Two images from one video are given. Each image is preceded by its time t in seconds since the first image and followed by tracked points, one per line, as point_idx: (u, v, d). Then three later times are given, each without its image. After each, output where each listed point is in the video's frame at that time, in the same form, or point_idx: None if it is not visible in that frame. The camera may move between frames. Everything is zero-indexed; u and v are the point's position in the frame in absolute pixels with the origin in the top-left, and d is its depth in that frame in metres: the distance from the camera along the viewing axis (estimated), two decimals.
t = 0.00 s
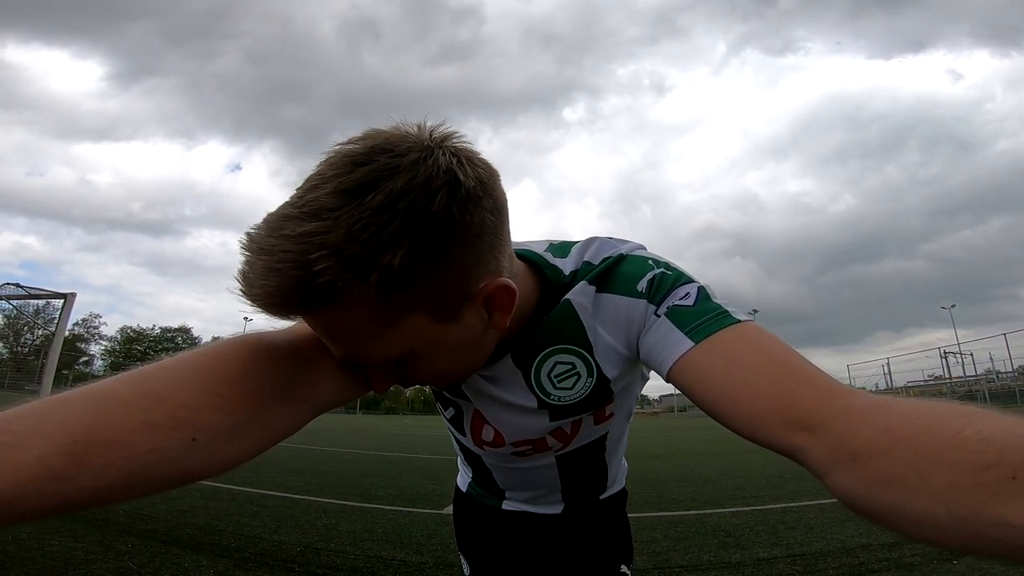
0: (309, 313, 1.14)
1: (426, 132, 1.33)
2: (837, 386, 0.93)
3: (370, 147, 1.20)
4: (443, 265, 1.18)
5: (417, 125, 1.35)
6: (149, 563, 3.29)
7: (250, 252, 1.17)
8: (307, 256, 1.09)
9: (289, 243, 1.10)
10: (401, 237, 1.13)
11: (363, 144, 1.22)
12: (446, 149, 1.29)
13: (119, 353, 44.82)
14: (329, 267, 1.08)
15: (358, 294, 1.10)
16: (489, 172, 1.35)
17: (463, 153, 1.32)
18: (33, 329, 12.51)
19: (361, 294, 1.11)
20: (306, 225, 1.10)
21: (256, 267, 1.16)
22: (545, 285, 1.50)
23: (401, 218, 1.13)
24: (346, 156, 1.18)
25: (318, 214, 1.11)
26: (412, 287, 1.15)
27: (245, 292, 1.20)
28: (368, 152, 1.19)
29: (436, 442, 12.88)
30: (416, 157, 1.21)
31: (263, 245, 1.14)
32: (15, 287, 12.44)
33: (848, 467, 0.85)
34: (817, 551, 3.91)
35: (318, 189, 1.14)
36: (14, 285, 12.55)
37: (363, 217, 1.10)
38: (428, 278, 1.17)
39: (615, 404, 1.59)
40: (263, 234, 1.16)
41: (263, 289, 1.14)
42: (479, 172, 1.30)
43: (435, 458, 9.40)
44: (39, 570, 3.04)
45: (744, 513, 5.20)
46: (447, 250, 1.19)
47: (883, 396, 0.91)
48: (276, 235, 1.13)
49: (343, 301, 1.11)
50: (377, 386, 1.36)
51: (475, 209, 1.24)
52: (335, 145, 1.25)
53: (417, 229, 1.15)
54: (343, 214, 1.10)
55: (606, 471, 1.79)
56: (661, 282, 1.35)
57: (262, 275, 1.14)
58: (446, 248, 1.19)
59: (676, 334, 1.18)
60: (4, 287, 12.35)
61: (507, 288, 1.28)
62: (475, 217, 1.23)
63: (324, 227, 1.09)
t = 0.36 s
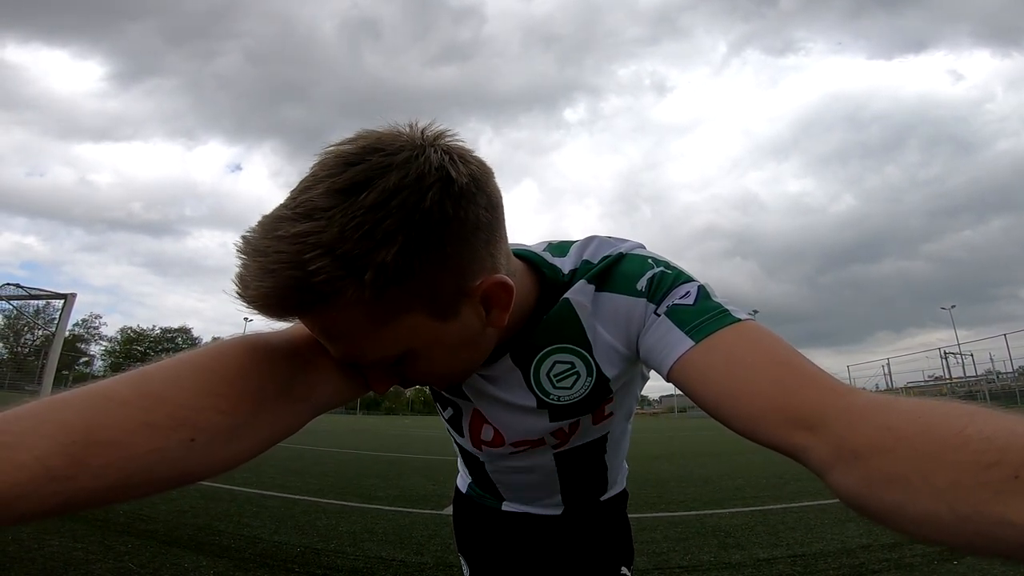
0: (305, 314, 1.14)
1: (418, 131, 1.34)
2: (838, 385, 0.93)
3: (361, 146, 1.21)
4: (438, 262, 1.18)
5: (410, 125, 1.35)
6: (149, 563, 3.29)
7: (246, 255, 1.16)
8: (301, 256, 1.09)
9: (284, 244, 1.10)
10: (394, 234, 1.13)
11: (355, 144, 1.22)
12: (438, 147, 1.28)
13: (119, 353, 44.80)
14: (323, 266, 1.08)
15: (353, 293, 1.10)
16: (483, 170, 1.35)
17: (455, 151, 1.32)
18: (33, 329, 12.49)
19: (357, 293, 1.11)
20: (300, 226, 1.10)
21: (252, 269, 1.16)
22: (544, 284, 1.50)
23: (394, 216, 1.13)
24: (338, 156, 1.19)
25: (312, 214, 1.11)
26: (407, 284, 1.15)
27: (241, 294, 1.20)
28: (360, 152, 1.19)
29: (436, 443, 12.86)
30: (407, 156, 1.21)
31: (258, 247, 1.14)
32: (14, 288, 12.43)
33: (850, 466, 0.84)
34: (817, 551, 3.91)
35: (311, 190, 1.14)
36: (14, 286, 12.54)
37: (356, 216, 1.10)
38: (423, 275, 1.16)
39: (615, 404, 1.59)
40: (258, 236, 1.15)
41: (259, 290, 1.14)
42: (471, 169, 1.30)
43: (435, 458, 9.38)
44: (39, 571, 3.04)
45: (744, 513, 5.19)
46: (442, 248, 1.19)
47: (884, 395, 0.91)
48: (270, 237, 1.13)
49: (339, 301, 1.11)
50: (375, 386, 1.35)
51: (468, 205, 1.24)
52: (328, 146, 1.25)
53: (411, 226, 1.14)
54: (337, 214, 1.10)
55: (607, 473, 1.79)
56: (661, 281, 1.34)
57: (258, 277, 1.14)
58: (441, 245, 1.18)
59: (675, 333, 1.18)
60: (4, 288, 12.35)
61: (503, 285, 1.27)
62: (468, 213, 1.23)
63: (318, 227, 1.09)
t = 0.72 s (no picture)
0: (304, 319, 1.14)
1: (411, 133, 1.33)
2: (837, 385, 0.92)
3: (356, 151, 1.20)
4: (435, 265, 1.18)
5: (402, 128, 1.35)
6: (149, 564, 3.28)
7: (242, 262, 1.16)
8: (299, 261, 1.08)
9: (281, 250, 1.09)
10: (392, 239, 1.12)
11: (349, 149, 1.22)
12: (432, 150, 1.28)
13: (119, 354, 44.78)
14: (321, 272, 1.07)
15: (352, 298, 1.09)
16: (478, 173, 1.35)
17: (450, 154, 1.32)
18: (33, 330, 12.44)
19: (356, 298, 1.11)
20: (297, 231, 1.09)
21: (249, 275, 1.15)
22: (541, 285, 1.49)
23: (391, 220, 1.13)
24: (333, 161, 1.18)
25: (308, 220, 1.10)
26: (404, 288, 1.15)
27: (238, 301, 1.19)
28: (354, 156, 1.19)
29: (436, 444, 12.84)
30: (402, 159, 1.21)
31: (255, 254, 1.14)
32: (15, 288, 12.40)
33: (848, 466, 0.84)
34: (818, 552, 3.90)
35: (306, 195, 1.14)
36: (15, 286, 12.51)
37: (353, 221, 1.10)
38: (421, 279, 1.16)
39: (614, 405, 1.58)
40: (255, 243, 1.15)
41: (257, 296, 1.13)
42: (466, 171, 1.30)
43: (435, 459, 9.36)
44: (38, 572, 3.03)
45: (744, 514, 5.17)
46: (438, 250, 1.19)
47: (883, 396, 0.90)
48: (267, 243, 1.12)
49: (337, 305, 1.10)
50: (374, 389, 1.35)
51: (464, 208, 1.23)
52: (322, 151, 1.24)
53: (408, 230, 1.14)
54: (334, 219, 1.10)
55: (606, 473, 1.78)
56: (658, 282, 1.34)
57: (256, 283, 1.13)
58: (438, 248, 1.18)
59: (672, 334, 1.17)
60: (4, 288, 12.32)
61: (499, 285, 1.27)
62: (464, 217, 1.23)
63: (316, 232, 1.09)
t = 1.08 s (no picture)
0: (308, 322, 1.13)
1: (402, 133, 1.34)
2: (840, 387, 0.92)
3: (349, 153, 1.21)
4: (436, 261, 1.17)
5: (394, 129, 1.36)
6: (151, 565, 3.28)
7: (243, 271, 1.16)
8: (300, 263, 1.08)
9: (281, 254, 1.10)
10: (390, 235, 1.12)
11: (341, 152, 1.22)
12: (424, 149, 1.29)
13: (121, 355, 44.81)
14: (323, 272, 1.07)
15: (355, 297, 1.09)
16: (472, 170, 1.35)
17: (443, 151, 1.32)
18: (36, 330, 12.38)
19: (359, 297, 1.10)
20: (296, 234, 1.10)
21: (251, 283, 1.15)
22: (542, 285, 1.49)
23: (389, 216, 1.13)
24: (326, 165, 1.19)
25: (307, 222, 1.10)
26: (407, 285, 1.14)
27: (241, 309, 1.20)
28: (347, 158, 1.19)
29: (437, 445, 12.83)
30: (395, 159, 1.22)
31: (256, 260, 1.14)
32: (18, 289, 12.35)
33: (851, 467, 0.83)
34: (820, 554, 3.89)
35: (302, 199, 1.14)
36: (18, 288, 12.48)
37: (351, 219, 1.10)
38: (422, 275, 1.16)
39: (616, 405, 1.58)
40: (255, 251, 1.15)
41: (260, 302, 1.13)
42: (459, 167, 1.30)
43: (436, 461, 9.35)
44: (40, 572, 3.03)
45: (745, 515, 5.16)
46: (438, 245, 1.19)
47: (887, 397, 0.90)
48: (267, 249, 1.13)
49: (340, 305, 1.10)
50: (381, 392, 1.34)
51: (459, 203, 1.24)
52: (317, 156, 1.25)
53: (407, 224, 1.14)
54: (332, 219, 1.10)
55: (608, 475, 1.78)
56: (660, 282, 1.33)
57: (257, 290, 1.13)
58: (437, 244, 1.18)
59: (675, 334, 1.17)
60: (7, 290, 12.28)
61: (498, 275, 1.27)
62: (462, 211, 1.23)
63: (315, 233, 1.09)
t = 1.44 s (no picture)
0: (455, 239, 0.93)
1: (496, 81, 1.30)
2: (857, 383, 0.92)
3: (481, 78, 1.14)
4: (559, 195, 1.14)
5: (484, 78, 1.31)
6: (154, 565, 3.29)
7: (369, 173, 0.94)
8: (475, 162, 0.95)
9: (450, 149, 0.94)
10: (541, 155, 1.09)
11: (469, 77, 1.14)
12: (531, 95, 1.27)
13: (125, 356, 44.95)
14: (498, 177, 0.96)
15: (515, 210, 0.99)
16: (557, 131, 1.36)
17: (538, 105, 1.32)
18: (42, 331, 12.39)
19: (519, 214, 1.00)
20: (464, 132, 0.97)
21: (380, 184, 0.94)
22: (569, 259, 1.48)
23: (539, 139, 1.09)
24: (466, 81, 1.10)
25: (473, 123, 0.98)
26: (543, 213, 1.08)
27: (359, 221, 0.96)
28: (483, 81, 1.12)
29: (440, 446, 12.84)
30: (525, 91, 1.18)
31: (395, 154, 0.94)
32: (24, 290, 12.40)
33: (855, 462, 0.84)
34: (823, 555, 3.88)
35: (458, 102, 1.02)
36: (23, 289, 12.52)
37: (512, 131, 1.04)
38: (551, 207, 1.11)
39: (631, 391, 1.59)
40: (396, 145, 0.95)
41: (395, 208, 0.92)
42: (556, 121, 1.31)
43: (439, 461, 9.35)
44: (43, 572, 3.04)
45: (749, 517, 5.15)
46: (558, 182, 1.16)
47: (905, 397, 0.89)
48: (424, 144, 0.94)
49: (500, 219, 0.96)
50: (461, 353, 1.11)
51: (567, 148, 1.24)
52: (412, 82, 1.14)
53: (557, 151, 1.12)
54: (497, 124, 1.01)
55: (617, 471, 1.78)
56: (688, 263, 1.33)
57: (402, 191, 0.92)
58: (562, 180, 1.15)
59: (697, 314, 1.17)
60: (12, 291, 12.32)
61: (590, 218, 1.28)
62: (569, 156, 1.24)
63: (489, 132, 0.98)
